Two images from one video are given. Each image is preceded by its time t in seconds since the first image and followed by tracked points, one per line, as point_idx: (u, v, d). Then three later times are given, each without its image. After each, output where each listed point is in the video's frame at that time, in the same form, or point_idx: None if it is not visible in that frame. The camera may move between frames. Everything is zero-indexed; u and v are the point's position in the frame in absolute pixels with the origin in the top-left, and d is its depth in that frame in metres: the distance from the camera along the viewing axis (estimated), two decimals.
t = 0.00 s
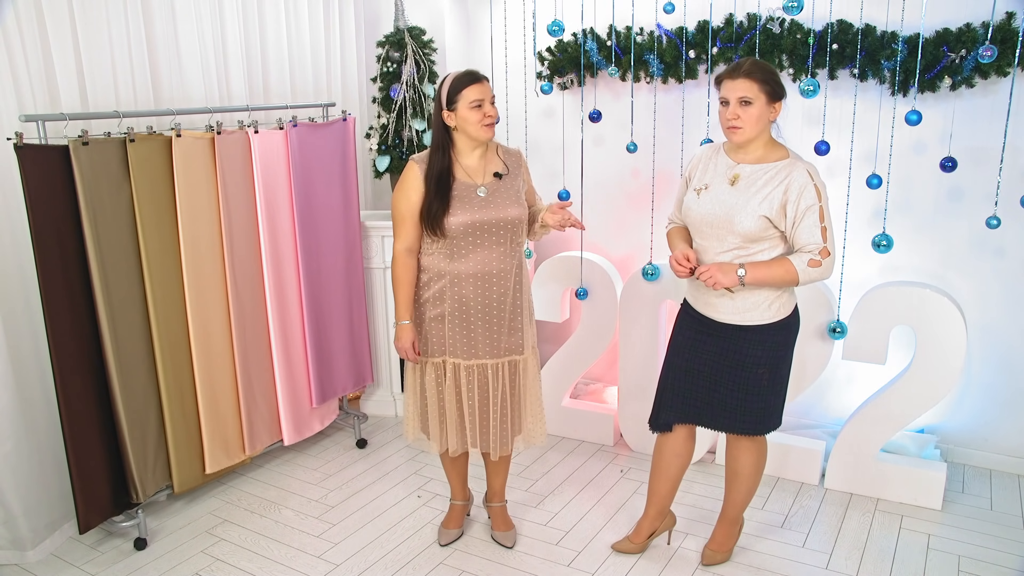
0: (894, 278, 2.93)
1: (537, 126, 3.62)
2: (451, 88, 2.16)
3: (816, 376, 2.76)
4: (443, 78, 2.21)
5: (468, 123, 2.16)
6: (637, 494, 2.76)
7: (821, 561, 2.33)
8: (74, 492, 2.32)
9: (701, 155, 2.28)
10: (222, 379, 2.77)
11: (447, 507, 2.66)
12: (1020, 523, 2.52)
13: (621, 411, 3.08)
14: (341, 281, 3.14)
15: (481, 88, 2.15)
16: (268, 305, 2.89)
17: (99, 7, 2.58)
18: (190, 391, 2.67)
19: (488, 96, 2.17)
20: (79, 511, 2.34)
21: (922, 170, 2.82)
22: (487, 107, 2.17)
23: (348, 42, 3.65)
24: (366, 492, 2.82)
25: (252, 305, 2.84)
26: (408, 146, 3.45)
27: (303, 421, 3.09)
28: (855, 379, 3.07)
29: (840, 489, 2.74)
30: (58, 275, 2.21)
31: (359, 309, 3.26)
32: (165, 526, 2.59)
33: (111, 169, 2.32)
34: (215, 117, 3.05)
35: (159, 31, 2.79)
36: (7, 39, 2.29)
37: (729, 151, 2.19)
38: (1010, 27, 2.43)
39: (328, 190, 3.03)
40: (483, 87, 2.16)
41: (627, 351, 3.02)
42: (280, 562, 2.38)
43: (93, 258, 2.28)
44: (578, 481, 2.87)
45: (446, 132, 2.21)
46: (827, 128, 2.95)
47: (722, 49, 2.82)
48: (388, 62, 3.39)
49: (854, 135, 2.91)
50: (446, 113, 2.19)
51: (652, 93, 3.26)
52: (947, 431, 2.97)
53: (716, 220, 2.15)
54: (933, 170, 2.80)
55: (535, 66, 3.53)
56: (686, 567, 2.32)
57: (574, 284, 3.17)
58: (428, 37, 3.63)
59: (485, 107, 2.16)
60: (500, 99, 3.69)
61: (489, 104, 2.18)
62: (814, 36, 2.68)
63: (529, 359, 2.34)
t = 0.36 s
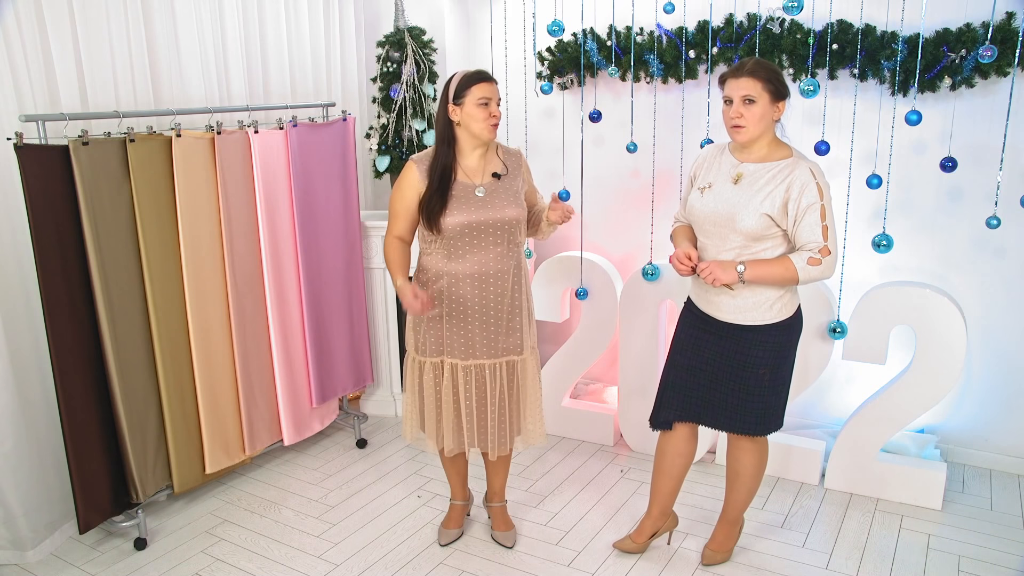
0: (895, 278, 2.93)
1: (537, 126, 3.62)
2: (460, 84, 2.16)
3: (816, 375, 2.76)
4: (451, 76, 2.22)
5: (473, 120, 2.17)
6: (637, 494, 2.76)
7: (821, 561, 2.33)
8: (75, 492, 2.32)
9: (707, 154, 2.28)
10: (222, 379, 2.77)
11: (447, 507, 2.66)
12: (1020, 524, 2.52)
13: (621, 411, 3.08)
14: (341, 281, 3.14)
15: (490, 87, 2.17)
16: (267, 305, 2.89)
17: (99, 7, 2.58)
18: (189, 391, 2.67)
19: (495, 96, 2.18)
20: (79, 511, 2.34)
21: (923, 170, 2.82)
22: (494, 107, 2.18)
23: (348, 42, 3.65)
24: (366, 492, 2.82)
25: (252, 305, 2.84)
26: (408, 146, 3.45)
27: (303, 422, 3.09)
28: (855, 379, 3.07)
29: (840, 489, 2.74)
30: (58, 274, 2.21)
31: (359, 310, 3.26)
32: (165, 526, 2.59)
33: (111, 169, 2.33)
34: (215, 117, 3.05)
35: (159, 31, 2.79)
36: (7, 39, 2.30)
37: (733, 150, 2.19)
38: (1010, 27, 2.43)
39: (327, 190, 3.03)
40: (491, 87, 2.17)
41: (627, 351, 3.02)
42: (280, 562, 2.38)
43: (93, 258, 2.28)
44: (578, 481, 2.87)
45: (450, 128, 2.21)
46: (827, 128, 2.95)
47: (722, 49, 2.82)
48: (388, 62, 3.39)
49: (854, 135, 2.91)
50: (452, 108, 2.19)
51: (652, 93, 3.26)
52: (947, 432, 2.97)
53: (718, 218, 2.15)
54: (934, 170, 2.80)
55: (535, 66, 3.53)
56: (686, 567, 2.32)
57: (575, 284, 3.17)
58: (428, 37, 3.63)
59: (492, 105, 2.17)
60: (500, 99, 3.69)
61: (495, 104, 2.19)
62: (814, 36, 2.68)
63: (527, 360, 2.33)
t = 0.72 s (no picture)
0: (895, 278, 2.93)
1: (537, 126, 3.62)
2: (461, 83, 2.16)
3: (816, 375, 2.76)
4: (453, 75, 2.22)
5: (475, 118, 2.17)
6: (637, 494, 2.76)
7: (821, 561, 2.33)
8: (74, 492, 2.32)
9: (710, 154, 2.29)
10: (222, 378, 2.77)
11: (447, 507, 2.66)
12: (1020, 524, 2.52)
13: (621, 411, 3.08)
14: (341, 282, 3.14)
15: (491, 84, 2.17)
16: (267, 304, 2.89)
17: (99, 7, 2.58)
18: (189, 391, 2.67)
19: (497, 93, 2.18)
20: (79, 511, 2.34)
21: (923, 170, 2.82)
22: (495, 104, 2.17)
23: (348, 42, 3.65)
24: (366, 492, 2.82)
25: (251, 304, 2.84)
26: (408, 146, 3.45)
27: (303, 422, 3.09)
28: (855, 379, 3.07)
29: (841, 490, 2.74)
30: (57, 274, 2.21)
31: (359, 310, 3.25)
32: (165, 526, 2.59)
33: (111, 169, 2.33)
34: (215, 117, 3.05)
35: (159, 31, 2.79)
36: (7, 39, 2.29)
37: (736, 149, 2.19)
38: (1010, 27, 2.43)
39: (327, 191, 3.03)
40: (492, 84, 2.17)
41: (627, 351, 3.02)
42: (280, 562, 2.38)
43: (93, 258, 2.28)
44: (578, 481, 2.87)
45: (451, 127, 2.22)
46: (827, 128, 2.95)
47: (722, 49, 2.82)
48: (388, 62, 3.39)
49: (854, 135, 2.91)
50: (453, 106, 2.19)
51: (652, 93, 3.26)
52: (947, 432, 2.97)
53: (721, 216, 2.15)
54: (934, 170, 2.80)
55: (535, 66, 3.52)
56: (686, 567, 2.32)
57: (574, 284, 3.17)
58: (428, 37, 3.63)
59: (493, 104, 2.17)
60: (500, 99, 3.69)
61: (497, 102, 2.18)
62: (814, 36, 2.68)
63: (525, 361, 2.33)
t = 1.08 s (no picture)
0: (895, 278, 2.93)
1: (537, 126, 3.62)
2: (461, 82, 2.17)
3: (815, 375, 2.76)
4: (453, 75, 2.22)
5: (475, 118, 2.17)
6: (637, 494, 2.77)
7: (821, 561, 2.33)
8: (74, 492, 2.32)
9: (711, 153, 2.28)
10: (222, 378, 2.77)
11: (447, 507, 2.66)
12: (1020, 524, 2.52)
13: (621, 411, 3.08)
14: (341, 282, 3.14)
15: (491, 83, 2.17)
16: (267, 304, 2.89)
17: (99, 7, 2.58)
18: (189, 391, 2.67)
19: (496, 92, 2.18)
20: (79, 511, 2.34)
21: (922, 170, 2.82)
22: (495, 103, 2.17)
23: (348, 42, 3.65)
24: (366, 492, 2.82)
25: (252, 304, 2.84)
26: (408, 145, 3.45)
27: (303, 422, 3.09)
28: (855, 379, 3.07)
29: (840, 489, 2.74)
30: (57, 274, 2.21)
31: (359, 310, 3.25)
32: (165, 526, 2.59)
33: (111, 169, 2.33)
34: (215, 117, 3.05)
35: (159, 31, 2.79)
36: (7, 39, 2.29)
37: (736, 148, 2.19)
38: (1010, 27, 2.43)
39: (327, 190, 3.03)
40: (493, 84, 2.18)
41: (627, 351, 3.02)
42: (280, 562, 2.38)
43: (93, 258, 2.28)
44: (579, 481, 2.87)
45: (451, 125, 2.22)
46: (827, 128, 2.95)
47: (722, 49, 2.82)
48: (388, 62, 3.39)
49: (854, 135, 2.91)
50: (453, 106, 2.19)
51: (652, 93, 3.26)
52: (947, 431, 2.98)
53: (719, 215, 2.15)
54: (933, 170, 2.80)
55: (535, 66, 3.53)
56: (687, 566, 2.32)
57: (575, 284, 3.17)
58: (428, 37, 3.63)
59: (493, 103, 2.17)
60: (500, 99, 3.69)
61: (497, 102, 2.18)
62: (814, 36, 2.68)
63: (526, 361, 2.33)
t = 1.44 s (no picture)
0: (895, 278, 2.93)
1: (537, 126, 3.62)
2: (460, 82, 2.17)
3: (815, 375, 2.76)
4: (451, 75, 2.22)
5: (473, 118, 2.17)
6: (637, 494, 2.77)
7: (821, 561, 2.33)
8: (75, 492, 2.32)
9: (706, 152, 2.27)
10: (222, 378, 2.77)
11: (447, 507, 2.66)
12: (1020, 524, 2.52)
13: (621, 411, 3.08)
14: (341, 282, 3.14)
15: (490, 83, 2.17)
16: (268, 305, 2.89)
17: (99, 7, 2.58)
18: (189, 391, 2.67)
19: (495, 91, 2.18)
20: (79, 511, 2.34)
21: (922, 170, 2.82)
22: (493, 103, 2.17)
23: (348, 42, 3.65)
24: (366, 492, 2.82)
25: (252, 305, 2.84)
26: (408, 145, 3.45)
27: (303, 422, 3.09)
28: (855, 379, 3.07)
29: (840, 489, 2.74)
30: (57, 274, 2.21)
31: (359, 310, 3.25)
32: (165, 526, 2.59)
33: (111, 169, 2.33)
34: (215, 117, 3.05)
35: (159, 31, 2.79)
36: (7, 39, 2.29)
37: (731, 147, 2.19)
38: (1010, 27, 2.43)
39: (327, 190, 3.03)
40: (492, 83, 2.18)
41: (627, 351, 3.02)
42: (280, 562, 2.38)
43: (93, 258, 2.28)
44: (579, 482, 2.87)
45: (450, 126, 2.22)
46: (827, 128, 2.95)
47: (722, 49, 2.81)
48: (388, 62, 3.39)
49: (854, 134, 2.91)
50: (452, 106, 2.20)
51: (652, 93, 3.26)
52: (947, 431, 2.98)
53: (710, 215, 2.16)
54: (933, 170, 2.80)
55: (535, 66, 3.53)
56: (687, 566, 2.33)
57: (575, 284, 3.17)
58: (428, 37, 3.63)
59: (491, 104, 2.17)
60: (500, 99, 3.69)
61: (495, 102, 2.18)
62: (814, 36, 2.68)
63: (527, 361, 2.33)
